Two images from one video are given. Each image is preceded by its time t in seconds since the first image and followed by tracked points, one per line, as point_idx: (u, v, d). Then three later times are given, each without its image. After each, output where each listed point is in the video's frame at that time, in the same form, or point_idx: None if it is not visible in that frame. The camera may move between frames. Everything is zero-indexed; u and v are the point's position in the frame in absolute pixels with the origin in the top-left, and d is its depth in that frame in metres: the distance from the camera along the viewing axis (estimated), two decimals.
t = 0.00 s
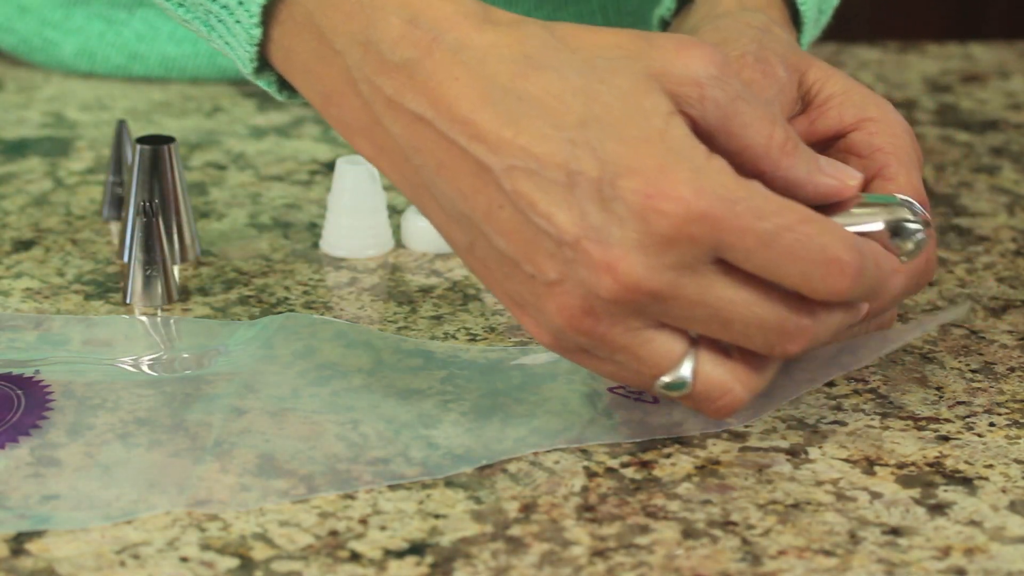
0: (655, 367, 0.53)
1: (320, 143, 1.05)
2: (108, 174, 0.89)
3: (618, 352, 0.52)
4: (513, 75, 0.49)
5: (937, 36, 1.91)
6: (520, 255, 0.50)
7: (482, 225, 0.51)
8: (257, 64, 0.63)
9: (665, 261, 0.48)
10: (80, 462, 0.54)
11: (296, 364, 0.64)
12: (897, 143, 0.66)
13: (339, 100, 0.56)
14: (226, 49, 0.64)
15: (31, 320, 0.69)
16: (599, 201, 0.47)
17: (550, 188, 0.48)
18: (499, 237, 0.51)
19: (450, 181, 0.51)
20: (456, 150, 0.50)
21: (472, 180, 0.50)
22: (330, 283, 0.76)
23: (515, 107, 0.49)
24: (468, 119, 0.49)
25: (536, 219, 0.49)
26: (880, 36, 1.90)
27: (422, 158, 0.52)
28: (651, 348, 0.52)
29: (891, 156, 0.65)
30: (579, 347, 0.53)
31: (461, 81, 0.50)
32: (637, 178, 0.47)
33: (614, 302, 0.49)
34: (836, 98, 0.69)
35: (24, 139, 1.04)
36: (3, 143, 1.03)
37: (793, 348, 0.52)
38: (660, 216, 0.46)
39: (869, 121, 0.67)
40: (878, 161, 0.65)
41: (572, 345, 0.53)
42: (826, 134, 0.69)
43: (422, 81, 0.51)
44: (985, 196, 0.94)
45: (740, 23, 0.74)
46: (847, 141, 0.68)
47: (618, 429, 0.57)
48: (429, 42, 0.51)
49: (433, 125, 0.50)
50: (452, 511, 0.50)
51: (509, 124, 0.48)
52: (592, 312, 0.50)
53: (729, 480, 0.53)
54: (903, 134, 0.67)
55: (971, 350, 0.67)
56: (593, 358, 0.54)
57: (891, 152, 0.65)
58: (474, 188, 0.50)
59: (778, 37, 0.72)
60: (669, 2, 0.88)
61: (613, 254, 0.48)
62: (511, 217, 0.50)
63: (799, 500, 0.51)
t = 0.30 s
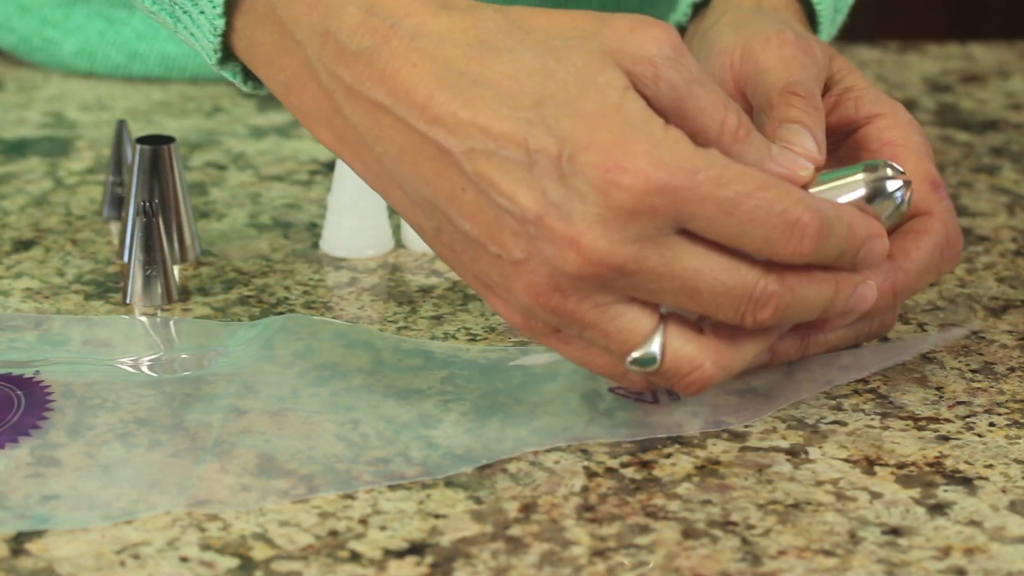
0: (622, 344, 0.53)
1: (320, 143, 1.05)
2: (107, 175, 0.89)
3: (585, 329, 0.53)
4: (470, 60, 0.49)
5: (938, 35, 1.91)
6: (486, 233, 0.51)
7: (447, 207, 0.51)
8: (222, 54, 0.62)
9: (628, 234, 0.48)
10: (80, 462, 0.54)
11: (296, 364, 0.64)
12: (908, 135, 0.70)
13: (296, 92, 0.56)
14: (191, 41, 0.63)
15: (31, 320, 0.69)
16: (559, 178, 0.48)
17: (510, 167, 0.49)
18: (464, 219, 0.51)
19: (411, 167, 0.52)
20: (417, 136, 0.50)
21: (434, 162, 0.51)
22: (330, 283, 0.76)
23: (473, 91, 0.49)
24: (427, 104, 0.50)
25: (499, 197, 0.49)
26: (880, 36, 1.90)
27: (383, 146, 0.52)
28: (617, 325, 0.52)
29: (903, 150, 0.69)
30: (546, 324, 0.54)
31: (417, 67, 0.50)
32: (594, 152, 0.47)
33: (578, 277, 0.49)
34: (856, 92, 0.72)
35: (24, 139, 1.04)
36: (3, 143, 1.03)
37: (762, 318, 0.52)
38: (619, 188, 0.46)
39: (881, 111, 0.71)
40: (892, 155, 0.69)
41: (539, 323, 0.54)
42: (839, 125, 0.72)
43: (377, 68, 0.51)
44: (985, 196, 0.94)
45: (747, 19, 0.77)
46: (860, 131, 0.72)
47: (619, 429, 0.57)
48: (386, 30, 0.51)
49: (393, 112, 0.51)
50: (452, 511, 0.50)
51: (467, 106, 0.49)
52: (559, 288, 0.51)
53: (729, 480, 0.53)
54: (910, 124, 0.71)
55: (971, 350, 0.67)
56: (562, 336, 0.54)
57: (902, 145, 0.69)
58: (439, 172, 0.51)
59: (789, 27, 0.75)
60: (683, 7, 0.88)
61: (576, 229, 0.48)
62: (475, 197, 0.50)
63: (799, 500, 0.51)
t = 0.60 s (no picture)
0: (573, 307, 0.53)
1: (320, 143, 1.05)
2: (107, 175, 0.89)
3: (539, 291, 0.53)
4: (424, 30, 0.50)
5: (939, 35, 1.90)
6: (441, 199, 0.51)
7: (401, 177, 0.52)
8: (177, 38, 0.64)
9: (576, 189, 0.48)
10: (80, 462, 0.54)
11: (295, 364, 0.64)
12: (893, 121, 0.70)
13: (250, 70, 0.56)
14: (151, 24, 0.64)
15: (31, 320, 0.69)
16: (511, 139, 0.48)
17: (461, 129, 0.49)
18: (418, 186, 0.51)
19: (367, 142, 0.52)
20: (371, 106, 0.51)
21: (389, 128, 0.51)
22: (330, 283, 0.76)
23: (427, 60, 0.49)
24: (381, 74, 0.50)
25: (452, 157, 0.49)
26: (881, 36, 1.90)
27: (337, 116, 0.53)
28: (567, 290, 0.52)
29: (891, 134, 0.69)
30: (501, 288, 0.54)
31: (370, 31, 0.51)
32: (544, 111, 0.47)
33: (529, 235, 0.49)
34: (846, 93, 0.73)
35: (24, 139, 1.04)
36: (3, 143, 1.03)
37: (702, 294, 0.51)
38: (570, 144, 0.46)
39: (870, 104, 0.72)
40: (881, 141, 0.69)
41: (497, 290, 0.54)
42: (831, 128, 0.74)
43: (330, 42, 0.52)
44: (985, 196, 0.94)
45: (741, 34, 0.80)
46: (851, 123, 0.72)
47: (619, 429, 0.57)
48: (339, 0, 0.51)
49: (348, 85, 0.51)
50: (452, 511, 0.50)
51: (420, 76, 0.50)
52: (511, 247, 0.51)
53: (729, 480, 0.53)
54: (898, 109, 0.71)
55: (971, 350, 0.67)
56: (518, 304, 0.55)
57: (889, 130, 0.69)
58: (394, 140, 0.51)
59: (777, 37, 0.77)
60: (689, 15, 0.92)
61: (525, 186, 0.48)
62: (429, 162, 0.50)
63: (799, 500, 0.51)
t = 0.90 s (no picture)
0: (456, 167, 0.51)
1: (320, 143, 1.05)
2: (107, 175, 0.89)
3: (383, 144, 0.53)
4: None
5: (938, 34, 1.90)
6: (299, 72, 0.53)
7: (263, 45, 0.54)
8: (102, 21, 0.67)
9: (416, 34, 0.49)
10: (80, 462, 0.54)
11: (295, 364, 0.64)
12: (907, 124, 0.71)
13: None
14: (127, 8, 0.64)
15: (31, 320, 0.69)
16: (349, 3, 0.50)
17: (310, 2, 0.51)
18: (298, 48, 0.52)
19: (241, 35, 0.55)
20: None
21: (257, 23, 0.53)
22: (330, 283, 0.76)
23: None
24: None
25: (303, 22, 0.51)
26: (879, 36, 1.90)
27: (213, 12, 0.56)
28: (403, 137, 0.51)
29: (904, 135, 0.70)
30: (346, 134, 0.54)
31: None
32: None
33: (369, 82, 0.51)
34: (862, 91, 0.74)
35: (24, 139, 1.04)
36: (3, 143, 1.03)
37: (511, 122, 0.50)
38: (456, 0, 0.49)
39: (885, 104, 0.72)
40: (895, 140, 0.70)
41: (338, 129, 0.54)
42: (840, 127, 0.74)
43: None
44: (986, 196, 0.94)
45: (752, 30, 0.79)
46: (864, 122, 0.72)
47: (619, 429, 0.57)
48: None
49: None
50: (452, 511, 0.50)
51: None
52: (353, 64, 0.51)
53: (729, 480, 0.53)
54: (910, 112, 0.72)
55: (971, 350, 0.67)
56: (355, 144, 0.55)
57: (900, 130, 0.70)
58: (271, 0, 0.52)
59: (788, 32, 0.77)
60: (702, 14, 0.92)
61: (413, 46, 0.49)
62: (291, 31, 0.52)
63: (799, 500, 0.51)
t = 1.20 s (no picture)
0: (571, 176, 0.72)
1: (320, 143, 1.05)
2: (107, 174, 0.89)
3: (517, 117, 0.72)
4: None
5: (938, 33, 1.90)
6: (422, 60, 0.71)
7: (392, 60, 0.71)
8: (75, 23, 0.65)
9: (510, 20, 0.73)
10: (79, 462, 0.54)
11: (295, 364, 0.64)
12: (927, 136, 0.71)
13: None
14: None
15: (31, 320, 0.69)
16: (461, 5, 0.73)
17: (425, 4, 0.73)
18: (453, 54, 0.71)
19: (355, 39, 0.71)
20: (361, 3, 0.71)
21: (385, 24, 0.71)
22: (330, 283, 0.76)
23: None
24: None
25: (419, 23, 0.72)
26: (878, 36, 1.90)
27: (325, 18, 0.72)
28: (516, 92, 0.72)
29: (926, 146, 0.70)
30: (450, 93, 0.71)
31: None
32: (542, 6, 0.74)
33: (482, 50, 0.71)
34: (881, 99, 0.74)
35: (24, 139, 1.04)
36: (3, 143, 1.03)
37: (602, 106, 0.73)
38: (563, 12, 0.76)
39: (905, 114, 0.72)
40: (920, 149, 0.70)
41: (440, 98, 0.71)
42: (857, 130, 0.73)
43: None
44: (986, 196, 0.94)
45: (773, 27, 0.78)
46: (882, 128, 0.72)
47: (619, 429, 0.57)
48: None
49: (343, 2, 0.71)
50: (452, 511, 0.50)
51: None
52: (473, 62, 0.71)
53: (729, 480, 0.53)
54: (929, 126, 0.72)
55: (971, 350, 0.67)
56: (466, 113, 0.71)
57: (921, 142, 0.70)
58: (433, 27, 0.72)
59: (812, 33, 0.76)
60: (711, 9, 0.92)
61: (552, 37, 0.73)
62: (400, 31, 0.71)
63: (799, 500, 0.51)
